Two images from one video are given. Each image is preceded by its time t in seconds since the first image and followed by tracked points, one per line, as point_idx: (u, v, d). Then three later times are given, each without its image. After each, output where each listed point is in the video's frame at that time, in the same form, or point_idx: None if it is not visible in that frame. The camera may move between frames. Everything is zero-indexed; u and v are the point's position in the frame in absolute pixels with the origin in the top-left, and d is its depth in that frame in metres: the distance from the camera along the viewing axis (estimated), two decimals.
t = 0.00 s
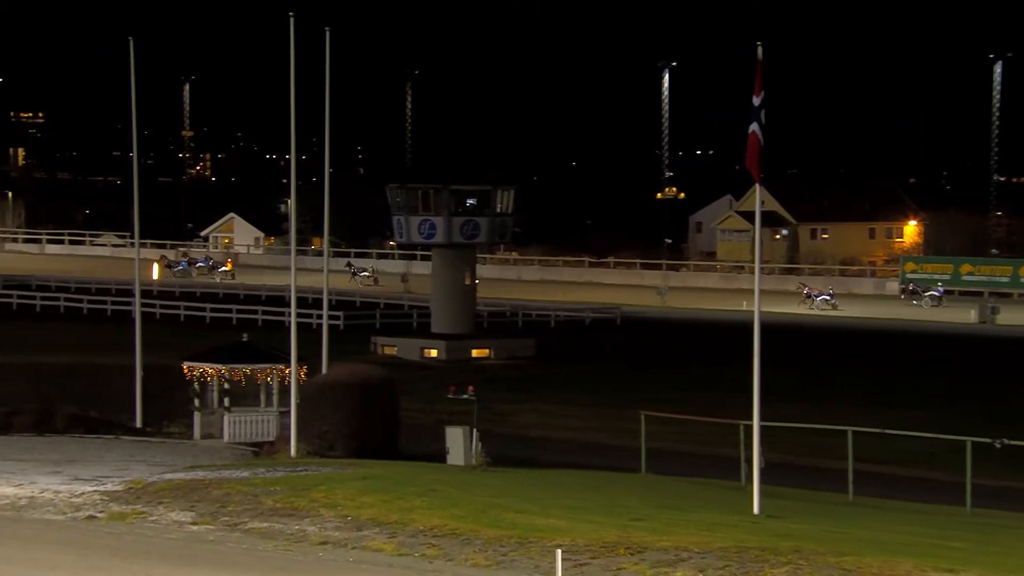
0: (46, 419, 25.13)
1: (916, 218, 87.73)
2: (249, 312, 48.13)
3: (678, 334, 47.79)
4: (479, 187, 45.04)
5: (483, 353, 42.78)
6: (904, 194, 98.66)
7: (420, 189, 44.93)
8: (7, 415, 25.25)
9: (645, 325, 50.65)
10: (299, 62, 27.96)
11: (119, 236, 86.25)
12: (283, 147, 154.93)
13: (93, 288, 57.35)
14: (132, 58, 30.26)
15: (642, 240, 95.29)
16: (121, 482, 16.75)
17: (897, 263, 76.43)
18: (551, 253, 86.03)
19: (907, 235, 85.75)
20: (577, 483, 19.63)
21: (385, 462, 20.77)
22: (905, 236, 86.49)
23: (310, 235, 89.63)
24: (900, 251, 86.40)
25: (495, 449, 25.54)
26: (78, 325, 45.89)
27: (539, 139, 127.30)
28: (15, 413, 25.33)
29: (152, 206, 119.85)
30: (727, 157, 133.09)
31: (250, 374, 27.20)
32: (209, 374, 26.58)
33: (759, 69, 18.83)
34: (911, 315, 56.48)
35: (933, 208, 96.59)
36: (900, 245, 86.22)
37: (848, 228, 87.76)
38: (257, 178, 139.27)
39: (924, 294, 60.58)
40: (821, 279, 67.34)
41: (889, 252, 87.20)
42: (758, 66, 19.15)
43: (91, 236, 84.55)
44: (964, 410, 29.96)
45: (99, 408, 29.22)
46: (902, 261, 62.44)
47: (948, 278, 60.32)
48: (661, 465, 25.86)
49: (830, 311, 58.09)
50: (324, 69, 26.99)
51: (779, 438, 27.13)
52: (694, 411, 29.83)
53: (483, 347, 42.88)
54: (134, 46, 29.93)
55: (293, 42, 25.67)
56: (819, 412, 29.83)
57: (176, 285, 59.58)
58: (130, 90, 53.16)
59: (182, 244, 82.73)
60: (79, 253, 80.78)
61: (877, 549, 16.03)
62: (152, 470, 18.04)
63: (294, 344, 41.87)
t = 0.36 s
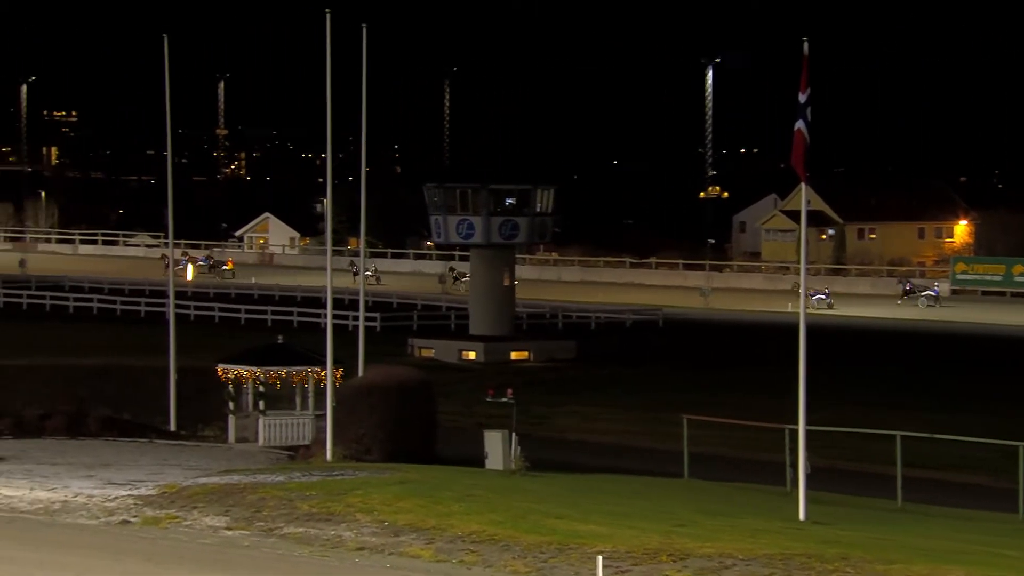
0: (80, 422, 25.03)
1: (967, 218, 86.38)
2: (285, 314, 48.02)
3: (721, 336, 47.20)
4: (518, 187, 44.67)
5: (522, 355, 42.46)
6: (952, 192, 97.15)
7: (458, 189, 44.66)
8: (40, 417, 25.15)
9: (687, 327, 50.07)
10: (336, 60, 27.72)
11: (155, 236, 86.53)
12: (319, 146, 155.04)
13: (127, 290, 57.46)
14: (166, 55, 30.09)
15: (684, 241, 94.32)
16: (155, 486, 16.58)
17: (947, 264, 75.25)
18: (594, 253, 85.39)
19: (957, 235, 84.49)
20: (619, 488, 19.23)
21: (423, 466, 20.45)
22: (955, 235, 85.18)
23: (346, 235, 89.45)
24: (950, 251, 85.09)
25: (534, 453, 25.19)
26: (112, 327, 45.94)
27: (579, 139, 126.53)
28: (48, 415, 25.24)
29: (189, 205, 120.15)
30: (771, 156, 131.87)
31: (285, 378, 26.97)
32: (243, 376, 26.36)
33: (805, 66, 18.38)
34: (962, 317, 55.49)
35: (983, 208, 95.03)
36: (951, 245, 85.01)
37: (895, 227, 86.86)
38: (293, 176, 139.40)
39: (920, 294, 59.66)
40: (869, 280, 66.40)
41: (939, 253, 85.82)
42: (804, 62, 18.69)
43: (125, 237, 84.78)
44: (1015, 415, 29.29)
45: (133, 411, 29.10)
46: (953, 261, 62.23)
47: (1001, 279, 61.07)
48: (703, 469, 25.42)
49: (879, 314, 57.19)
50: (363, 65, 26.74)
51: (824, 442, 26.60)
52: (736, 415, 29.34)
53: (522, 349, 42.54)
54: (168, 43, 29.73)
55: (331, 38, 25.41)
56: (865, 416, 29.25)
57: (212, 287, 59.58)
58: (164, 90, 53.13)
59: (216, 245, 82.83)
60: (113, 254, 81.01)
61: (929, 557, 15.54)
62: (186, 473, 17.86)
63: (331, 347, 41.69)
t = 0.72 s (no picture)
0: (114, 425, 24.95)
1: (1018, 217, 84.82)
2: (320, 316, 47.97)
3: (763, 338, 46.63)
4: (557, 186, 44.30)
5: (561, 358, 42.08)
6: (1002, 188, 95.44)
7: (496, 188, 44.48)
8: (72, 419, 25.07)
9: (730, 330, 49.46)
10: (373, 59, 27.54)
11: (189, 237, 86.84)
12: (355, 145, 155.22)
13: (161, 291, 57.56)
14: (201, 52, 30.01)
15: (727, 240, 93.24)
16: (188, 491, 16.38)
17: (994, 266, 74.16)
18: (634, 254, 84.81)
19: (1009, 235, 82.86)
20: (659, 494, 18.86)
21: (459, 471, 20.11)
22: (1006, 234, 83.73)
23: (382, 236, 89.34)
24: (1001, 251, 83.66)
25: (574, 458, 24.85)
26: (146, 329, 45.98)
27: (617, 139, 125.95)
28: (81, 418, 25.17)
29: (224, 205, 120.48)
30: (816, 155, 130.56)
31: (320, 381, 26.81)
32: (278, 379, 26.18)
33: (851, 63, 17.95)
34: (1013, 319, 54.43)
35: None
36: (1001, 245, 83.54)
37: (942, 228, 86.07)
38: (328, 175, 139.55)
39: (917, 293, 59.80)
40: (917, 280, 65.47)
41: (989, 253, 84.40)
42: (851, 59, 18.26)
43: (158, 237, 85.00)
44: None
45: (166, 414, 29.02)
46: (1004, 262, 61.64)
47: None
48: (745, 474, 24.96)
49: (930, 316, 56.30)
50: (398, 62, 26.60)
51: (870, 448, 26.07)
52: (779, 419, 28.85)
53: (561, 352, 42.17)
54: (203, 40, 29.65)
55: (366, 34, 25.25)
56: (911, 421, 28.66)
57: (244, 288, 59.62)
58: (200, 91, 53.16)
59: (250, 245, 82.91)
60: (146, 254, 81.21)
61: (981, 565, 15.02)
62: (219, 478, 17.68)
63: (367, 350, 41.53)
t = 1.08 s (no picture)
0: (148, 429, 24.84)
1: None
2: (356, 318, 47.84)
3: (809, 341, 46.02)
4: (599, 185, 43.92)
5: (602, 361, 41.59)
6: None
7: (535, 187, 44.14)
8: (105, 424, 24.97)
9: (776, 332, 48.85)
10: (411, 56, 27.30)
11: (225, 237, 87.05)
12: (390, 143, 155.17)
13: (196, 292, 57.63)
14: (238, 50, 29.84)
15: (772, 239, 92.19)
16: (223, 495, 16.18)
17: None
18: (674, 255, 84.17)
19: None
20: (703, 499, 18.47)
21: (499, 476, 19.82)
22: None
23: (419, 235, 89.16)
24: None
25: (615, 462, 24.49)
26: (181, 330, 45.97)
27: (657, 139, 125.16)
28: (114, 421, 25.09)
29: (261, 205, 120.67)
30: (862, 152, 129.12)
31: (357, 384, 26.59)
32: (314, 381, 25.99)
33: (901, 58, 17.50)
34: None
35: None
36: None
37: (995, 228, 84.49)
38: (363, 174, 139.52)
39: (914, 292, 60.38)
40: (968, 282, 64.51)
41: None
42: (901, 54, 17.78)
43: (192, 237, 85.20)
44: None
45: (201, 418, 28.91)
46: None
47: None
48: (790, 479, 24.50)
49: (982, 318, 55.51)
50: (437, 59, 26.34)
51: (918, 452, 25.54)
52: (825, 423, 28.33)
53: (602, 354, 41.66)
54: (237, 38, 29.52)
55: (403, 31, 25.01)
56: (961, 426, 28.05)
57: (281, 289, 59.58)
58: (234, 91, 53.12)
59: (285, 245, 82.91)
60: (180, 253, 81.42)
61: None
62: (254, 482, 17.48)
63: (405, 351, 41.31)
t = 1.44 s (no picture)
0: (187, 433, 24.74)
1: None
2: (398, 321, 47.68)
3: (862, 344, 45.31)
4: (646, 184, 43.37)
5: (648, 364, 41.21)
6: None
7: (580, 187, 43.72)
8: (144, 427, 24.90)
9: (827, 335, 48.15)
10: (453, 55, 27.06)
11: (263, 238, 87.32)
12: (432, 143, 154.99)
13: (235, 294, 57.67)
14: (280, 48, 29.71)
15: (822, 239, 90.96)
16: (263, 501, 15.99)
17: None
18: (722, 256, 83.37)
19: None
20: (751, 506, 18.06)
21: (544, 482, 19.48)
22: None
23: (461, 237, 88.95)
24: None
25: (660, 468, 24.09)
26: (221, 333, 45.98)
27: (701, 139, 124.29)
28: (153, 425, 25.00)
29: (302, 205, 120.91)
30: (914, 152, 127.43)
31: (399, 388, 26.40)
32: (355, 386, 25.73)
33: (956, 53, 16.99)
34: None
35: None
36: None
37: None
38: (405, 174, 139.49)
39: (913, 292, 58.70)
40: None
41: None
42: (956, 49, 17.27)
43: (232, 238, 85.49)
44: None
45: (241, 422, 28.79)
46: None
47: None
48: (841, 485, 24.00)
49: None
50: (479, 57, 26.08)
51: (972, 459, 24.92)
52: (876, 429, 27.75)
53: (648, 358, 41.29)
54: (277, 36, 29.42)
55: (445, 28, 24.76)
56: (1017, 432, 27.36)
57: (322, 291, 59.52)
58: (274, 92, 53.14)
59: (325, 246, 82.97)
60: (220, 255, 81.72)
61: None
62: (295, 488, 17.29)
63: (447, 355, 41.08)
